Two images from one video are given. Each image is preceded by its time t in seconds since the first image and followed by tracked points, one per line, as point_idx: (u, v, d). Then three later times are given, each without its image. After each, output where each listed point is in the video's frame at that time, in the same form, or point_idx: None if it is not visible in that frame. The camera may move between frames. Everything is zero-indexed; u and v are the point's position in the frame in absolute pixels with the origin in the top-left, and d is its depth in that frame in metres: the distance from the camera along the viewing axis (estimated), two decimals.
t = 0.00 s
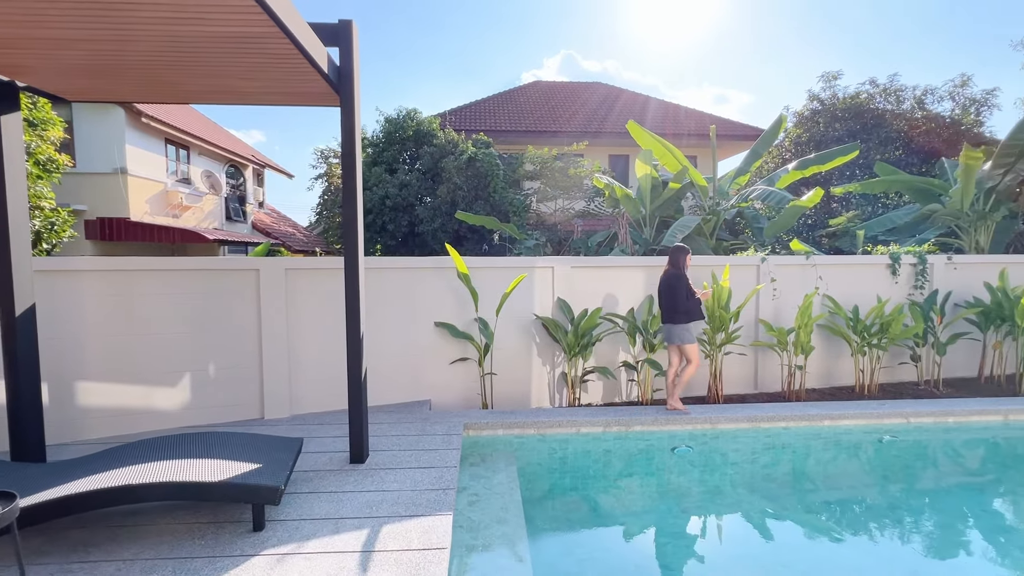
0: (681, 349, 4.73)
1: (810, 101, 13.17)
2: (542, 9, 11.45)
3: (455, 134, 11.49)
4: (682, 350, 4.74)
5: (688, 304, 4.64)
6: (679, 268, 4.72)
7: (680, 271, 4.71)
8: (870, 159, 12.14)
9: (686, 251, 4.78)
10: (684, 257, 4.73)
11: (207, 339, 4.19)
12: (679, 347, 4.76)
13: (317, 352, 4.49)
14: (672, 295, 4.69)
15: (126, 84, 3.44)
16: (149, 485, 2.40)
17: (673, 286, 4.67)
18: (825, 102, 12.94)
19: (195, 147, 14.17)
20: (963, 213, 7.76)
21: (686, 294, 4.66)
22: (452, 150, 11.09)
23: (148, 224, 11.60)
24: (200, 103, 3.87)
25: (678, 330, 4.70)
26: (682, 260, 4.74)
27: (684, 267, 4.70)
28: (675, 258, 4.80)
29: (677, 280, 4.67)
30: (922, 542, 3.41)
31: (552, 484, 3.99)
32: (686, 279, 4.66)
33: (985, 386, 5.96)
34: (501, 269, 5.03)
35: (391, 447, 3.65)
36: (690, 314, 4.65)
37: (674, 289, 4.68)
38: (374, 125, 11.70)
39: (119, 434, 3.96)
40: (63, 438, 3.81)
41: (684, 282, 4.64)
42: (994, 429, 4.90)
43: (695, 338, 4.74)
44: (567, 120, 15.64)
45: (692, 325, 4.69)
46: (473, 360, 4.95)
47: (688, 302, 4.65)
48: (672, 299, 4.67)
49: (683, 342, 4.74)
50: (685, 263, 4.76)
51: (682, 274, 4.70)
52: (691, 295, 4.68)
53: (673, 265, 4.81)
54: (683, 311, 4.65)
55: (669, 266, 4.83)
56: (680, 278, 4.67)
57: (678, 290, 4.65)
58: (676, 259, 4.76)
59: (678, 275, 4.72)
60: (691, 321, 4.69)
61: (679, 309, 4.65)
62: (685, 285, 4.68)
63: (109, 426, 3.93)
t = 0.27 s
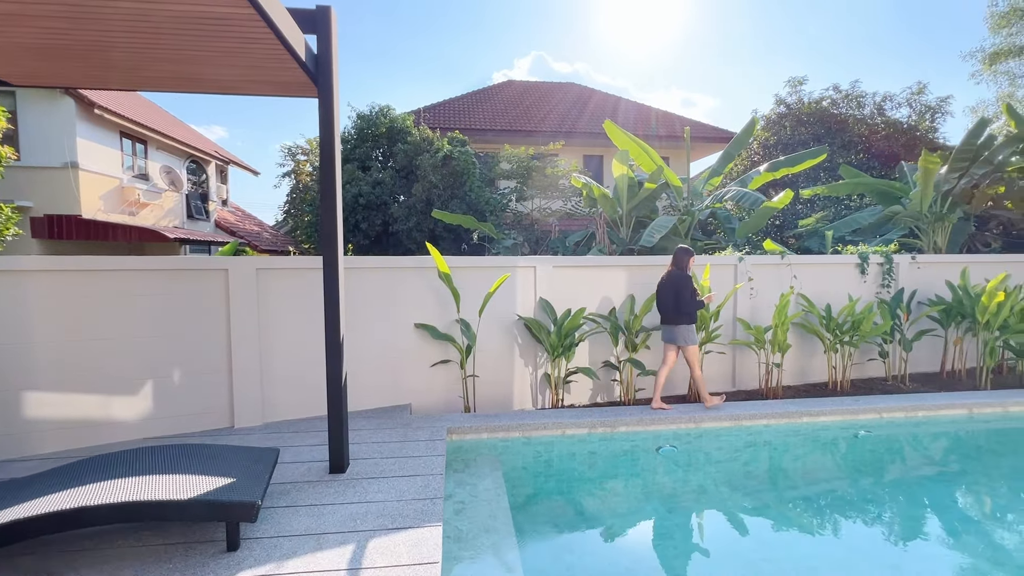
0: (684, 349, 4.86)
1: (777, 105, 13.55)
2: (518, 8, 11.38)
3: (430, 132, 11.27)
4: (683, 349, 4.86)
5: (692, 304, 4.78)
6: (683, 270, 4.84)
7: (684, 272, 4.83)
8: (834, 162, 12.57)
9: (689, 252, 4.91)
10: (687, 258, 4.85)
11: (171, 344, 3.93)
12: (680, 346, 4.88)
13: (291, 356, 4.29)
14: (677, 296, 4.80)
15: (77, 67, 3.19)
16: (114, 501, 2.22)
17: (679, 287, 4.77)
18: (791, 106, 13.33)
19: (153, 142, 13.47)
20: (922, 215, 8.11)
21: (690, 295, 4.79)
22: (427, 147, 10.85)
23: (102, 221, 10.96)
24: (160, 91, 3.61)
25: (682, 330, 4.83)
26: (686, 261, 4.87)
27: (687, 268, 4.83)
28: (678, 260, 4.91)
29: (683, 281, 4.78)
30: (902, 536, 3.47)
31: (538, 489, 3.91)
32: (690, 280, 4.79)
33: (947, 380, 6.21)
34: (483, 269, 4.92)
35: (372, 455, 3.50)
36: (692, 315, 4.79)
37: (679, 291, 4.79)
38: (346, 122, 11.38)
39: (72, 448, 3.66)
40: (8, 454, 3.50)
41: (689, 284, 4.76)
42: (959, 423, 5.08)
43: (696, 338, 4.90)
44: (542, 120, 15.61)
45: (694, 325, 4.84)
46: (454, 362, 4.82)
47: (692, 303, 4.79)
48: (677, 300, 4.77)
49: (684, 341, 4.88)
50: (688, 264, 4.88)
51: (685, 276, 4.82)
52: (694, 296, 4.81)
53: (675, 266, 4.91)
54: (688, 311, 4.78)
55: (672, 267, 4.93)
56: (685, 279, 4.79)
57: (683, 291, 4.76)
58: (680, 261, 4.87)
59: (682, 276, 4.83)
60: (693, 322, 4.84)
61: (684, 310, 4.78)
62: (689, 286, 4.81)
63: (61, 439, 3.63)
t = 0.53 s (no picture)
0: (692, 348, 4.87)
1: (746, 108, 13.89)
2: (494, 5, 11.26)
3: (404, 128, 11.00)
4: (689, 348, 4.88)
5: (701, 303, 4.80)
6: (690, 268, 4.86)
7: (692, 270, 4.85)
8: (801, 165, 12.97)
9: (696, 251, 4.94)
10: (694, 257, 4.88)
11: (131, 350, 3.66)
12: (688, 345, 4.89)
13: (263, 362, 4.07)
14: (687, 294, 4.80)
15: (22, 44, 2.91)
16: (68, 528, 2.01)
17: (688, 286, 4.78)
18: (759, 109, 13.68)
19: (107, 135, 12.74)
20: (885, 216, 8.43)
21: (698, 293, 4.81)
22: (402, 144, 10.57)
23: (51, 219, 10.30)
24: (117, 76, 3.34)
25: (693, 329, 4.84)
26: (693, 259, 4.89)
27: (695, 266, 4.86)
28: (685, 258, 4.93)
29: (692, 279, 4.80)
30: (885, 529, 3.52)
31: (526, 495, 3.81)
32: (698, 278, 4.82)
33: (914, 375, 6.45)
34: (464, 269, 4.79)
35: (354, 465, 3.33)
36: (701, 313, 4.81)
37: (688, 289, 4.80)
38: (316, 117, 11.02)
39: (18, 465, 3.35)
40: None
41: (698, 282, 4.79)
42: (928, 418, 5.28)
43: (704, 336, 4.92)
44: (516, 119, 15.55)
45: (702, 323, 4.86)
46: (436, 365, 4.67)
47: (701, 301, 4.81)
48: (687, 299, 4.78)
49: (693, 340, 4.90)
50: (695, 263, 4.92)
51: (693, 274, 4.85)
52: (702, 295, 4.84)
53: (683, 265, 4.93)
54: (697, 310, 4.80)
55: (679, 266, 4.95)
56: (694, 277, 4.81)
57: (693, 290, 4.78)
58: (686, 259, 4.88)
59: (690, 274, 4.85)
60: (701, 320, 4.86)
61: (694, 308, 4.80)
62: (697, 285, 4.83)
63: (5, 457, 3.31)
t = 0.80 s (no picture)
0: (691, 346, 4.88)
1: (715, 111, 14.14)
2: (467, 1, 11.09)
3: (375, 123, 10.67)
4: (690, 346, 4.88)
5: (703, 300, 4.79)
6: (692, 266, 4.84)
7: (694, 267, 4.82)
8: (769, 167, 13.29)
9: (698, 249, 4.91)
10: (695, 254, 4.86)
11: (77, 357, 3.34)
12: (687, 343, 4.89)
13: (227, 367, 3.80)
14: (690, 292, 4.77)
15: None
16: None
17: (692, 283, 4.75)
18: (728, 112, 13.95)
19: (52, 125, 11.91)
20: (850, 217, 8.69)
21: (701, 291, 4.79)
22: (373, 139, 10.24)
23: None
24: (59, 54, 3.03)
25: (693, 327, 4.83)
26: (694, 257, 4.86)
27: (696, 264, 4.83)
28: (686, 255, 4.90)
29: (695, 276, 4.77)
30: (867, 525, 3.53)
31: (510, 502, 3.68)
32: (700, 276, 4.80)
33: (881, 370, 6.64)
34: (443, 268, 4.62)
35: (329, 476, 3.13)
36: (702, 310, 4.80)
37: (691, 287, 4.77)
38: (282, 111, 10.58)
39: None
40: None
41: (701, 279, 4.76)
42: (898, 412, 5.42)
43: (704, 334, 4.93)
44: (490, 117, 15.39)
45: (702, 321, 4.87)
46: (413, 368, 4.48)
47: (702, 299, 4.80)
48: (690, 296, 4.76)
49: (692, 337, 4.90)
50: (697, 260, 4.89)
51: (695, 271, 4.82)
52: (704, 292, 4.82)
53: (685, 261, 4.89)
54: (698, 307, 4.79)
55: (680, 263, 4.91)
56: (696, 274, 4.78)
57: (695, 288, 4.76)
58: (688, 257, 4.85)
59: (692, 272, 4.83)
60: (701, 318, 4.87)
61: (695, 305, 4.78)
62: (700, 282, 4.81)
63: None
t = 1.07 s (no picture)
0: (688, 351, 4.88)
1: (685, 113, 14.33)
2: None
3: (343, 119, 10.30)
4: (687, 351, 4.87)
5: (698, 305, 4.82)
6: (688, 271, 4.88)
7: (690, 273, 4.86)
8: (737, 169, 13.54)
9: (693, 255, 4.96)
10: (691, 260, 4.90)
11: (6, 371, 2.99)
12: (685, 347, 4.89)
13: (180, 380, 3.50)
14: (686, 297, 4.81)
15: None
16: None
17: (687, 288, 4.79)
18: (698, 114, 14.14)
19: None
20: (816, 219, 8.90)
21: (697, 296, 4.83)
22: (341, 136, 9.89)
23: None
24: None
25: (693, 331, 4.83)
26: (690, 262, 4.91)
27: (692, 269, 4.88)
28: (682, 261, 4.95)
29: (691, 282, 4.82)
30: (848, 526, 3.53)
31: (489, 517, 3.51)
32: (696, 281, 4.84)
33: (848, 369, 6.79)
34: (417, 270, 4.42)
35: (295, 497, 2.89)
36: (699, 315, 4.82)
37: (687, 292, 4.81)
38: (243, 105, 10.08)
39: None
40: None
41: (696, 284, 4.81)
42: (869, 412, 5.51)
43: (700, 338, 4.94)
44: (462, 115, 15.17)
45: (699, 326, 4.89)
46: (386, 376, 4.26)
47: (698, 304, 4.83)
48: (686, 301, 4.79)
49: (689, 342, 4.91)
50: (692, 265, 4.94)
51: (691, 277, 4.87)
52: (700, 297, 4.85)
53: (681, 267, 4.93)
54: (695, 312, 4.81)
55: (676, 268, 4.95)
56: (692, 280, 4.83)
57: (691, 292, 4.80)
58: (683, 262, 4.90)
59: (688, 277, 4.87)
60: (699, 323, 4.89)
61: (692, 310, 4.80)
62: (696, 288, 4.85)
63: None
